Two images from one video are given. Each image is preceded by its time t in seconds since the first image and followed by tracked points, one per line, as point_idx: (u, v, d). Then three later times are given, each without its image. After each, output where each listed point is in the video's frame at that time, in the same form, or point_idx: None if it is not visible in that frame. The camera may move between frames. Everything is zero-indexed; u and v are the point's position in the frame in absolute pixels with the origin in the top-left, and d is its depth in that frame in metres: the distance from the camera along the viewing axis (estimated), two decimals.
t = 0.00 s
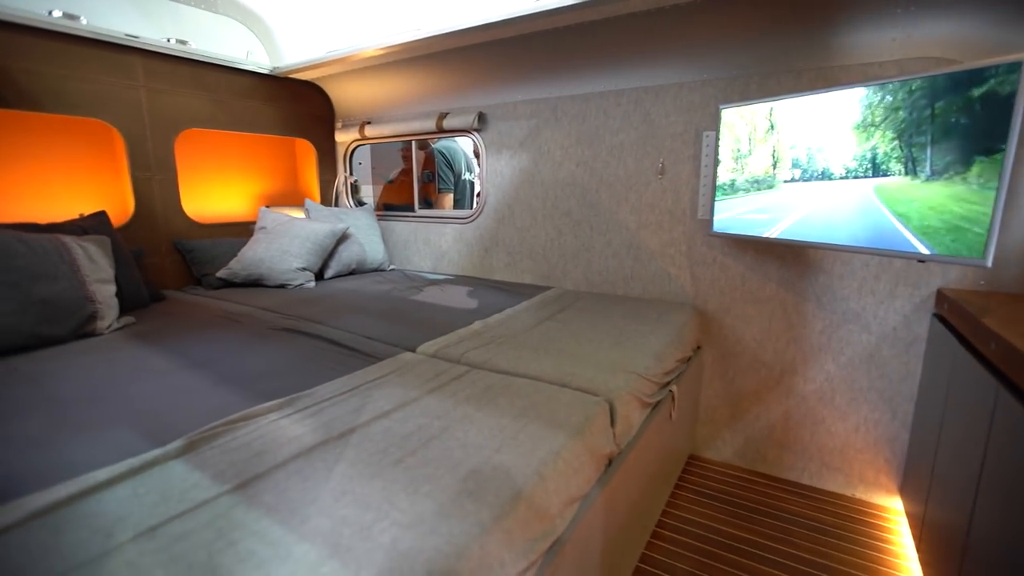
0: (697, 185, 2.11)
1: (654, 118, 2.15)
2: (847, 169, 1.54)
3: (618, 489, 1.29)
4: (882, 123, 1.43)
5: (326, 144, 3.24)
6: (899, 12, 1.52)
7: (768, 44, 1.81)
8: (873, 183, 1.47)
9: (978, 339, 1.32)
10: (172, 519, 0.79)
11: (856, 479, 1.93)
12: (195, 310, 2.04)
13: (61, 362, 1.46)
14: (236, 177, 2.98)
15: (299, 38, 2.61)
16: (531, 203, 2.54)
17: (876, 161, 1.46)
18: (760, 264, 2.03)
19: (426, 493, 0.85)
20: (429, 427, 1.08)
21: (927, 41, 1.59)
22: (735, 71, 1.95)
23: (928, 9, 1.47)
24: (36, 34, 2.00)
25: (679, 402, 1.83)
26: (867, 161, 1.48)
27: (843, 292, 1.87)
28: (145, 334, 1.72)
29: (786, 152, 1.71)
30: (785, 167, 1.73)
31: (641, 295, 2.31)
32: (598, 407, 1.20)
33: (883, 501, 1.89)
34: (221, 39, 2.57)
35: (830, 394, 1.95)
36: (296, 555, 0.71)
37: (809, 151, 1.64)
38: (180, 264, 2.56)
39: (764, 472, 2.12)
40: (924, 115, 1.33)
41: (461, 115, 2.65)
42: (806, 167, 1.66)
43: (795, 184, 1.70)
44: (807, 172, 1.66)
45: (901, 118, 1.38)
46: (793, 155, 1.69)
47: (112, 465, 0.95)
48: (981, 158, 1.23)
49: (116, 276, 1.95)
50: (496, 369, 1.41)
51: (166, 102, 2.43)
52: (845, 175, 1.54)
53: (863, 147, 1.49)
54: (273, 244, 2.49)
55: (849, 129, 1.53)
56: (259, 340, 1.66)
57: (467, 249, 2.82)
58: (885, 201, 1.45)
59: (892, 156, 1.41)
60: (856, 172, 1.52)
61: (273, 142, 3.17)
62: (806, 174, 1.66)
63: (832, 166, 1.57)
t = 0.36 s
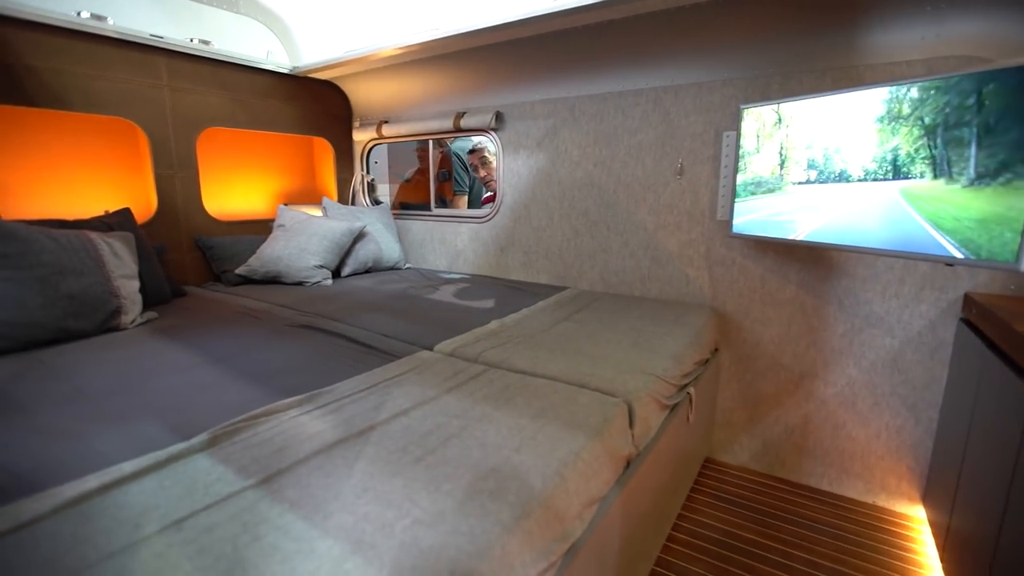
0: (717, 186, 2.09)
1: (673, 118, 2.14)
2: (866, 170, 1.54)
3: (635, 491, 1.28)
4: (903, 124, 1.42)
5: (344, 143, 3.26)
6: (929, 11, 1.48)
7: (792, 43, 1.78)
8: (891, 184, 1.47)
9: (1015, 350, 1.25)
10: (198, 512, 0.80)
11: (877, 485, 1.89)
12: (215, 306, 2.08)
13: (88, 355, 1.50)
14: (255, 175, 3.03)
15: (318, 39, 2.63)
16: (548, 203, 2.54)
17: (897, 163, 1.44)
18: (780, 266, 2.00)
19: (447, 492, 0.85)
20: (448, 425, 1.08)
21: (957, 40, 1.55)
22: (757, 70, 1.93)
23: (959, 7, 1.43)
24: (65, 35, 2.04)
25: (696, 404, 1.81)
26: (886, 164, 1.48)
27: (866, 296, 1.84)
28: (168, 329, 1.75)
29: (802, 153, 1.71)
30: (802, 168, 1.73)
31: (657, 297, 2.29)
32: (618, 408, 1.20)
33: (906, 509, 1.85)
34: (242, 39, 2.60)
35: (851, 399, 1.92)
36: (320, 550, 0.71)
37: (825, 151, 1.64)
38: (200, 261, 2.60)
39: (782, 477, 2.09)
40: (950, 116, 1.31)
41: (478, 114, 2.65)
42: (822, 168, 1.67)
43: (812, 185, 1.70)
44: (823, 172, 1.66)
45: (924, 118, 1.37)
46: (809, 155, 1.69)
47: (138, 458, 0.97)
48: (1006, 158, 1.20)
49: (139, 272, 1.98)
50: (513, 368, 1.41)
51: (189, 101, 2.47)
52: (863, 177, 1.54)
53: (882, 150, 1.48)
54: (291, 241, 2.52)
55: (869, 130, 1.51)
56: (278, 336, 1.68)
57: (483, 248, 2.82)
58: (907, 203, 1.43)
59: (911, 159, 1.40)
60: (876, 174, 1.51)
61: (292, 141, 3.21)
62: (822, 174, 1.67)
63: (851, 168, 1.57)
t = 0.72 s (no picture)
0: (736, 185, 2.06)
1: (692, 116, 2.11)
2: (886, 170, 1.51)
3: (653, 493, 1.26)
4: (925, 123, 1.40)
5: (360, 140, 3.27)
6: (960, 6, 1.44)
7: (816, 39, 1.75)
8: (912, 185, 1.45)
9: None
10: (219, 507, 0.80)
11: (899, 492, 1.85)
12: (233, 301, 2.09)
13: (109, 349, 1.51)
14: (272, 172, 3.06)
15: (334, 36, 2.64)
16: (564, 201, 2.52)
17: (919, 163, 1.42)
18: (801, 267, 1.96)
19: (466, 492, 0.84)
20: (466, 424, 1.07)
21: (990, 35, 1.51)
22: (780, 66, 1.89)
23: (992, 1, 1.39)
24: (89, 32, 2.07)
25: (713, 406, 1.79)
26: (906, 164, 1.46)
27: (890, 298, 1.80)
28: (188, 324, 1.77)
29: (819, 151, 1.70)
30: (818, 168, 1.72)
31: (674, 297, 2.26)
32: (637, 409, 1.18)
33: (929, 516, 1.81)
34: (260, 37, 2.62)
35: (872, 403, 1.88)
36: (341, 548, 0.71)
37: (843, 148, 1.63)
38: (218, 256, 2.62)
39: (800, 481, 2.06)
40: (970, 121, 1.29)
41: (494, 111, 2.64)
42: (839, 167, 1.65)
43: (829, 185, 1.68)
44: (840, 171, 1.65)
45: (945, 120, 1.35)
46: (825, 154, 1.68)
47: (160, 452, 0.97)
48: None
49: (159, 266, 2.01)
50: (530, 367, 1.40)
51: (208, 99, 2.49)
52: (883, 177, 1.52)
53: (903, 149, 1.46)
54: (308, 238, 2.53)
55: (889, 128, 1.50)
56: (295, 332, 1.68)
57: (497, 246, 2.82)
58: (931, 203, 1.40)
59: (935, 159, 1.38)
60: (896, 173, 1.49)
61: (309, 138, 3.23)
62: (839, 173, 1.65)
63: (870, 168, 1.55)
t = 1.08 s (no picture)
0: (757, 185, 2.02)
1: (712, 114, 2.07)
2: (906, 168, 1.48)
3: (673, 498, 1.24)
4: (949, 121, 1.36)
5: (375, 139, 3.28)
6: None
7: (842, 34, 1.70)
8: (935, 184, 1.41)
9: None
10: (238, 505, 0.80)
11: (924, 500, 1.80)
12: (250, 298, 2.11)
13: (130, 344, 1.53)
14: (289, 170, 3.08)
15: (350, 34, 2.64)
16: (580, 200, 2.50)
17: (942, 162, 1.38)
18: (823, 268, 1.92)
19: (485, 494, 0.83)
20: (484, 425, 1.06)
21: None
22: (804, 63, 1.85)
23: None
24: (111, 32, 2.10)
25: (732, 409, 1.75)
26: (928, 162, 1.42)
27: (917, 300, 1.75)
28: (206, 320, 1.79)
29: (834, 148, 1.68)
30: (832, 166, 1.70)
31: (691, 297, 2.23)
32: (657, 412, 1.16)
33: (956, 526, 1.76)
34: (278, 35, 2.63)
35: (897, 409, 1.83)
36: (360, 550, 0.70)
37: (860, 147, 1.61)
38: (235, 254, 2.65)
39: (820, 487, 2.02)
40: (1002, 116, 1.25)
41: (510, 110, 2.63)
42: (855, 165, 1.63)
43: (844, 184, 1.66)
44: (856, 170, 1.63)
45: (971, 117, 1.32)
46: (840, 151, 1.66)
47: (180, 448, 0.97)
48: None
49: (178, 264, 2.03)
50: (547, 368, 1.38)
51: (227, 97, 2.51)
52: (904, 176, 1.48)
53: (926, 147, 1.42)
54: (324, 236, 2.54)
55: (911, 127, 1.46)
56: (311, 330, 1.69)
57: (512, 245, 2.81)
58: (957, 203, 1.36)
59: (959, 157, 1.34)
60: (916, 173, 1.45)
61: (325, 136, 3.24)
62: (854, 172, 1.63)
63: (890, 167, 1.52)
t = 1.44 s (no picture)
0: (778, 188, 1.98)
1: (732, 115, 2.04)
2: (926, 170, 1.45)
3: (693, 507, 1.21)
4: (971, 121, 1.33)
5: (390, 140, 3.29)
6: None
7: (867, 34, 1.67)
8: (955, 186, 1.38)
9: None
10: (255, 508, 0.79)
11: (950, 512, 1.75)
12: (265, 299, 2.11)
13: (148, 344, 1.54)
14: (305, 171, 3.10)
15: (366, 36, 2.65)
16: (596, 202, 2.48)
17: (966, 163, 1.35)
18: (846, 273, 1.88)
19: (505, 502, 0.81)
20: (502, 429, 1.04)
21: None
22: (827, 63, 1.81)
23: None
24: (133, 35, 2.12)
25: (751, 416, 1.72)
26: (949, 163, 1.39)
27: (945, 306, 1.70)
28: (223, 320, 1.79)
29: (849, 149, 1.66)
30: (847, 167, 1.68)
31: (709, 301, 2.20)
32: (677, 418, 1.13)
33: (985, 540, 1.70)
34: (295, 38, 2.65)
35: (922, 418, 1.78)
36: (378, 557, 0.69)
37: (877, 147, 1.59)
38: (252, 254, 2.67)
39: (841, 497, 1.97)
40: None
41: (526, 111, 2.62)
42: (871, 166, 1.61)
43: (859, 185, 1.65)
44: (871, 170, 1.61)
45: (996, 115, 1.28)
46: (855, 152, 1.64)
47: (197, 449, 0.97)
48: None
49: (196, 264, 2.05)
50: (563, 372, 1.36)
51: (245, 99, 2.53)
52: (924, 178, 1.46)
53: (946, 148, 1.39)
54: (339, 237, 2.55)
55: (931, 127, 1.43)
56: (327, 331, 1.69)
57: (527, 247, 2.79)
58: (981, 204, 1.33)
59: (984, 157, 1.30)
60: (937, 174, 1.42)
61: (340, 137, 3.26)
62: (870, 173, 1.62)
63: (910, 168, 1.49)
